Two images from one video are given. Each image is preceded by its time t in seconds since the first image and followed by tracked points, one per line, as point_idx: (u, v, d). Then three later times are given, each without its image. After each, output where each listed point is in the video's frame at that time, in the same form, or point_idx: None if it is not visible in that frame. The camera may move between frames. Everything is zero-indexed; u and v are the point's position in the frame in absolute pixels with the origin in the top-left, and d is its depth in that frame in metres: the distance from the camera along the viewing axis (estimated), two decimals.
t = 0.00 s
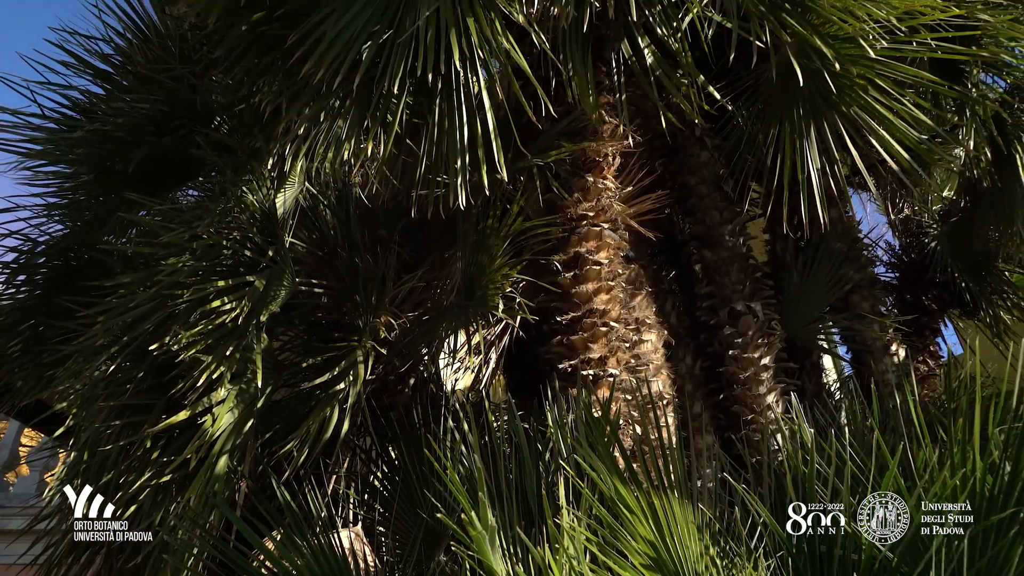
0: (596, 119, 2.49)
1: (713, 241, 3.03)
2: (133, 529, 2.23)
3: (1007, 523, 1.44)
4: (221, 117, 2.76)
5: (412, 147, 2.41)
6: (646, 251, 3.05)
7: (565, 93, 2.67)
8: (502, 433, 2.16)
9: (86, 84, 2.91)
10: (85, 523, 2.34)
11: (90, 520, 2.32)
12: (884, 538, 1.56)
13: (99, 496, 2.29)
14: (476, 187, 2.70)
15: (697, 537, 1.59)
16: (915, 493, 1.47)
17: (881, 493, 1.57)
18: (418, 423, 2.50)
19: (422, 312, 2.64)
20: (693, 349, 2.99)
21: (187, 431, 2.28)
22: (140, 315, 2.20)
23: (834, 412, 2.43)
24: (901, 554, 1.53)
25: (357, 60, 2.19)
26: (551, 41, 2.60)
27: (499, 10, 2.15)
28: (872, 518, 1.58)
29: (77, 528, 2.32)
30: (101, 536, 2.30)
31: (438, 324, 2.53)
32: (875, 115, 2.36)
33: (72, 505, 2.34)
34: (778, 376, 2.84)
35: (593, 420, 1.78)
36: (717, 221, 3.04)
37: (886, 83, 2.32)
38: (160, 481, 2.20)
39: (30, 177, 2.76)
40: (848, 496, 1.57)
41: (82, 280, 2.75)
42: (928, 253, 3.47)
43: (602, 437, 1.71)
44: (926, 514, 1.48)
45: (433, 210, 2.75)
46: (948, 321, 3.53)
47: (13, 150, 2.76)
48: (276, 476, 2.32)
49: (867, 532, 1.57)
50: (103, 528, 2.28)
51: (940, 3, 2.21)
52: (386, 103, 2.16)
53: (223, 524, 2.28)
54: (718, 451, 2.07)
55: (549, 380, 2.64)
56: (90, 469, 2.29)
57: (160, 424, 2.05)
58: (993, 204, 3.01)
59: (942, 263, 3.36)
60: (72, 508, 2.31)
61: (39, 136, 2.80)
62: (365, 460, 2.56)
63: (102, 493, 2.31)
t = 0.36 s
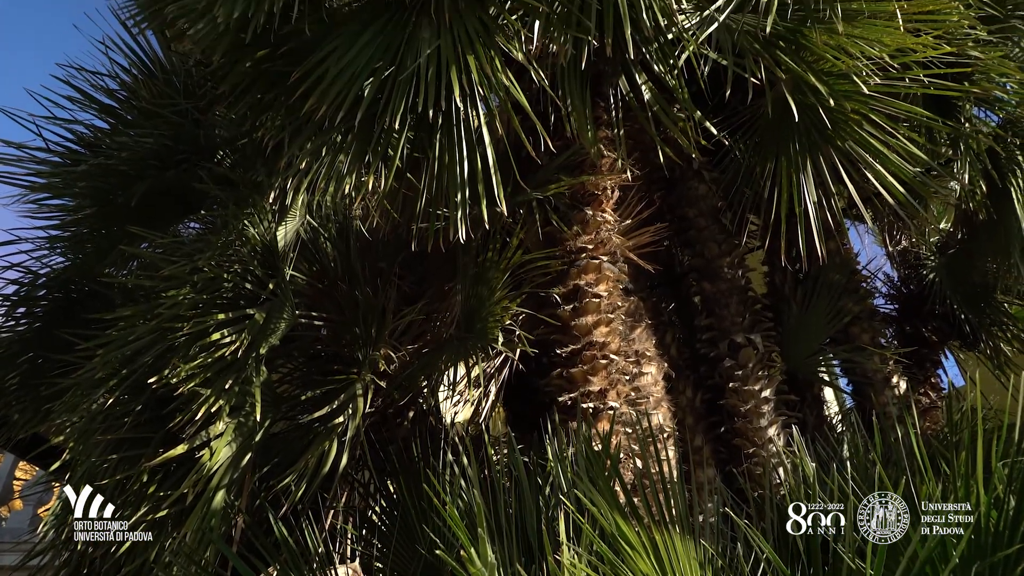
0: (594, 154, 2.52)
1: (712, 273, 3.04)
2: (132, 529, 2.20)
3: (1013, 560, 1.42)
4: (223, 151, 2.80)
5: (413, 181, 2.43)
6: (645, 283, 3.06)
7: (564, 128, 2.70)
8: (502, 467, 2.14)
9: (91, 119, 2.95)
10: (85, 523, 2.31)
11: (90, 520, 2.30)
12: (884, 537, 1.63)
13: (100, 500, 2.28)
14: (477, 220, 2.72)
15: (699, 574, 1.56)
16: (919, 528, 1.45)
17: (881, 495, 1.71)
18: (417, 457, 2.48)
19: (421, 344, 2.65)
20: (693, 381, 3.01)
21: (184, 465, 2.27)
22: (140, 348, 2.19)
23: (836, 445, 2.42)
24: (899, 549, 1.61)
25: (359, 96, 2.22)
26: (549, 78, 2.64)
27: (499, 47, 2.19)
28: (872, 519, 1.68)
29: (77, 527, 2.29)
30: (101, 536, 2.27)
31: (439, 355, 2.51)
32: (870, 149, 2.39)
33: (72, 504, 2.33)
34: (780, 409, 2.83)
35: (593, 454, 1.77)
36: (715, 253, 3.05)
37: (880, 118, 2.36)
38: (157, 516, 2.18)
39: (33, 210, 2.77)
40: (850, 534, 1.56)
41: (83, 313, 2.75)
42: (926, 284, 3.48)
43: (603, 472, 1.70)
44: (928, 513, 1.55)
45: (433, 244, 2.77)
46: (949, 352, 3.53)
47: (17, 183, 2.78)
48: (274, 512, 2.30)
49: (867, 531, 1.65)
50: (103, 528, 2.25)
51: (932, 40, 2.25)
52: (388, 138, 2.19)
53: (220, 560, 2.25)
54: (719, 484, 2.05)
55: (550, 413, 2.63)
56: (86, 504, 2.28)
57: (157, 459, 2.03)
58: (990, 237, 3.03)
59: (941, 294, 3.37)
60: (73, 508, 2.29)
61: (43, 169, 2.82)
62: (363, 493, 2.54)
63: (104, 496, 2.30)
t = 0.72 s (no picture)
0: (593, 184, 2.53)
1: (712, 302, 3.04)
2: (133, 530, 2.19)
3: None
4: (226, 182, 2.85)
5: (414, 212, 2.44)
6: (645, 313, 3.06)
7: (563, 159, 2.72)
8: (502, 498, 2.12)
9: (95, 150, 2.97)
10: (85, 523, 2.27)
11: (90, 520, 2.27)
12: (882, 534, 1.80)
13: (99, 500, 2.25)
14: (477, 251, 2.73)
15: None
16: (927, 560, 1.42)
17: (882, 494, 1.87)
18: (415, 489, 2.46)
19: (420, 375, 2.65)
20: (693, 412, 3.00)
21: (180, 496, 2.27)
22: (138, 378, 2.19)
23: (839, 476, 2.40)
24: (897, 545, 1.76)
25: (360, 128, 2.24)
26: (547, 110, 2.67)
27: (499, 80, 2.21)
28: (873, 519, 1.85)
29: (77, 527, 2.25)
30: (102, 536, 2.22)
31: (438, 386, 2.51)
32: (867, 180, 2.40)
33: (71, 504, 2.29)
34: (782, 439, 2.82)
35: (594, 486, 1.75)
36: (715, 282, 3.06)
37: (876, 149, 2.37)
38: (152, 549, 2.16)
39: (34, 240, 2.78)
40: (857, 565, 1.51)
41: (82, 343, 2.75)
42: (926, 313, 3.48)
43: (603, 504, 1.68)
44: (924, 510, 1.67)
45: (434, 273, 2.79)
46: (951, 382, 3.53)
47: (20, 213, 2.79)
48: (271, 546, 2.26)
49: (868, 530, 1.81)
50: (102, 528, 2.22)
51: (925, 73, 2.29)
52: (388, 169, 2.20)
53: None
54: (721, 516, 2.03)
55: (550, 444, 2.62)
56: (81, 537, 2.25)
57: (154, 491, 2.01)
58: (988, 266, 3.03)
59: (940, 323, 3.38)
60: (73, 508, 2.25)
61: (46, 200, 2.84)
62: (361, 526, 2.49)
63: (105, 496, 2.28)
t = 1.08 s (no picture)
0: (592, 210, 2.54)
1: (712, 326, 3.04)
2: (132, 529, 2.19)
3: None
4: (227, 208, 2.88)
5: (414, 237, 2.45)
6: (645, 337, 3.06)
7: (563, 185, 2.73)
8: (502, 524, 2.11)
9: (98, 175, 2.99)
10: (83, 523, 2.21)
11: (90, 520, 2.22)
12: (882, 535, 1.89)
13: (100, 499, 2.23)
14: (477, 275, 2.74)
15: None
16: None
17: (881, 495, 1.98)
18: (414, 515, 2.44)
19: (420, 400, 2.64)
20: (694, 437, 2.99)
21: (177, 523, 2.24)
22: (137, 403, 2.18)
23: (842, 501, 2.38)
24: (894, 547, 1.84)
25: (361, 154, 2.26)
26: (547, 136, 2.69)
27: (498, 107, 2.23)
28: (872, 519, 1.95)
29: (76, 527, 2.19)
30: (99, 537, 2.20)
31: (438, 411, 2.50)
32: (864, 205, 2.41)
33: (70, 505, 2.25)
34: (783, 464, 2.80)
35: (595, 512, 1.74)
36: (715, 307, 3.06)
37: (872, 174, 2.39)
38: None
39: (35, 264, 2.79)
40: None
41: (80, 367, 2.74)
42: (926, 337, 3.48)
43: (605, 531, 1.66)
44: (926, 513, 1.76)
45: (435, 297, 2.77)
46: (952, 406, 3.52)
47: (21, 237, 2.80)
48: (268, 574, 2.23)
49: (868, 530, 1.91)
50: (104, 528, 2.20)
51: (920, 100, 2.31)
52: (388, 195, 2.22)
53: None
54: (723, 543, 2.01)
55: (550, 470, 2.61)
56: (76, 564, 2.23)
57: (151, 518, 1.99)
58: (987, 289, 3.03)
59: (940, 347, 3.38)
60: (72, 507, 2.21)
61: (48, 224, 2.85)
62: (361, 554, 2.47)
63: (105, 497, 2.27)
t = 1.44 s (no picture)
0: (592, 230, 2.54)
1: (712, 346, 3.03)
2: (134, 530, 2.21)
3: None
4: (228, 228, 2.88)
5: (414, 257, 2.45)
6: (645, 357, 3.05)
7: (562, 205, 2.73)
8: (501, 547, 2.09)
9: (100, 195, 3.00)
10: (84, 523, 2.22)
11: (89, 520, 2.22)
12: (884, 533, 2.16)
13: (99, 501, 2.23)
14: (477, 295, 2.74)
15: None
16: None
17: (882, 498, 2.23)
18: (413, 538, 2.43)
19: (420, 421, 2.62)
20: (694, 457, 2.98)
21: (175, 545, 2.23)
22: (135, 424, 2.17)
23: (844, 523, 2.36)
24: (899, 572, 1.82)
25: (362, 175, 2.27)
26: (546, 157, 2.71)
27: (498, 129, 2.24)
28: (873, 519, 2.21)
29: (76, 528, 2.20)
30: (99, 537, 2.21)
31: (438, 432, 2.49)
32: (862, 226, 2.42)
33: (70, 504, 2.25)
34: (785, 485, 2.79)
35: (595, 535, 1.72)
36: (715, 327, 3.04)
37: (870, 195, 2.40)
38: None
39: (35, 284, 2.79)
40: None
41: (79, 388, 2.74)
42: (926, 356, 3.48)
43: (605, 554, 1.64)
44: (933, 515, 2.04)
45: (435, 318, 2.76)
46: (953, 425, 3.51)
47: (22, 257, 2.80)
48: None
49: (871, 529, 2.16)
50: (104, 529, 2.21)
51: (916, 120, 2.33)
52: (388, 216, 2.22)
53: None
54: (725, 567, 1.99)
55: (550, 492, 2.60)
56: None
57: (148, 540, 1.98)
58: (987, 309, 3.03)
59: (941, 366, 3.38)
60: (73, 508, 2.21)
61: (49, 244, 2.86)
62: None
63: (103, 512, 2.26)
